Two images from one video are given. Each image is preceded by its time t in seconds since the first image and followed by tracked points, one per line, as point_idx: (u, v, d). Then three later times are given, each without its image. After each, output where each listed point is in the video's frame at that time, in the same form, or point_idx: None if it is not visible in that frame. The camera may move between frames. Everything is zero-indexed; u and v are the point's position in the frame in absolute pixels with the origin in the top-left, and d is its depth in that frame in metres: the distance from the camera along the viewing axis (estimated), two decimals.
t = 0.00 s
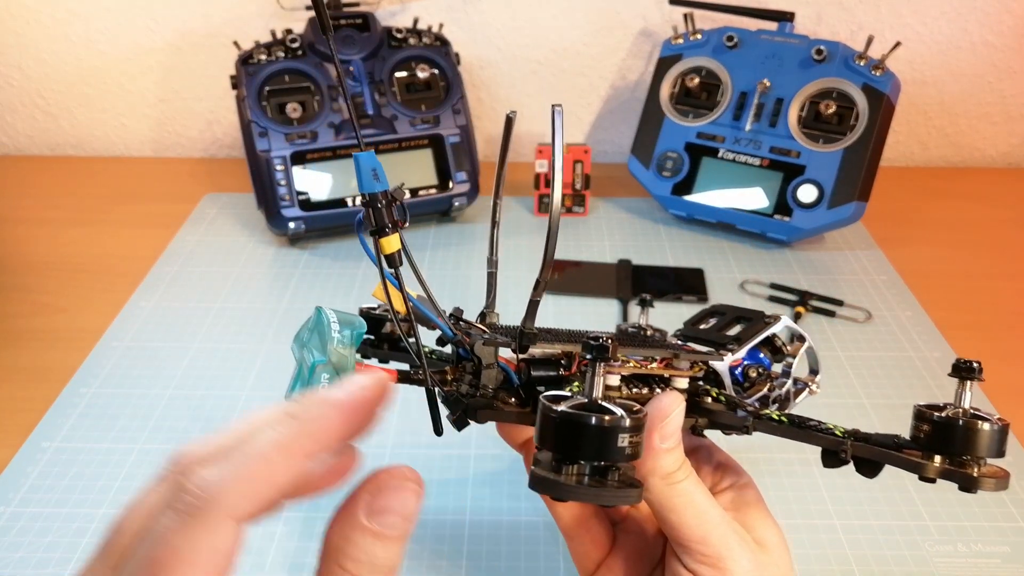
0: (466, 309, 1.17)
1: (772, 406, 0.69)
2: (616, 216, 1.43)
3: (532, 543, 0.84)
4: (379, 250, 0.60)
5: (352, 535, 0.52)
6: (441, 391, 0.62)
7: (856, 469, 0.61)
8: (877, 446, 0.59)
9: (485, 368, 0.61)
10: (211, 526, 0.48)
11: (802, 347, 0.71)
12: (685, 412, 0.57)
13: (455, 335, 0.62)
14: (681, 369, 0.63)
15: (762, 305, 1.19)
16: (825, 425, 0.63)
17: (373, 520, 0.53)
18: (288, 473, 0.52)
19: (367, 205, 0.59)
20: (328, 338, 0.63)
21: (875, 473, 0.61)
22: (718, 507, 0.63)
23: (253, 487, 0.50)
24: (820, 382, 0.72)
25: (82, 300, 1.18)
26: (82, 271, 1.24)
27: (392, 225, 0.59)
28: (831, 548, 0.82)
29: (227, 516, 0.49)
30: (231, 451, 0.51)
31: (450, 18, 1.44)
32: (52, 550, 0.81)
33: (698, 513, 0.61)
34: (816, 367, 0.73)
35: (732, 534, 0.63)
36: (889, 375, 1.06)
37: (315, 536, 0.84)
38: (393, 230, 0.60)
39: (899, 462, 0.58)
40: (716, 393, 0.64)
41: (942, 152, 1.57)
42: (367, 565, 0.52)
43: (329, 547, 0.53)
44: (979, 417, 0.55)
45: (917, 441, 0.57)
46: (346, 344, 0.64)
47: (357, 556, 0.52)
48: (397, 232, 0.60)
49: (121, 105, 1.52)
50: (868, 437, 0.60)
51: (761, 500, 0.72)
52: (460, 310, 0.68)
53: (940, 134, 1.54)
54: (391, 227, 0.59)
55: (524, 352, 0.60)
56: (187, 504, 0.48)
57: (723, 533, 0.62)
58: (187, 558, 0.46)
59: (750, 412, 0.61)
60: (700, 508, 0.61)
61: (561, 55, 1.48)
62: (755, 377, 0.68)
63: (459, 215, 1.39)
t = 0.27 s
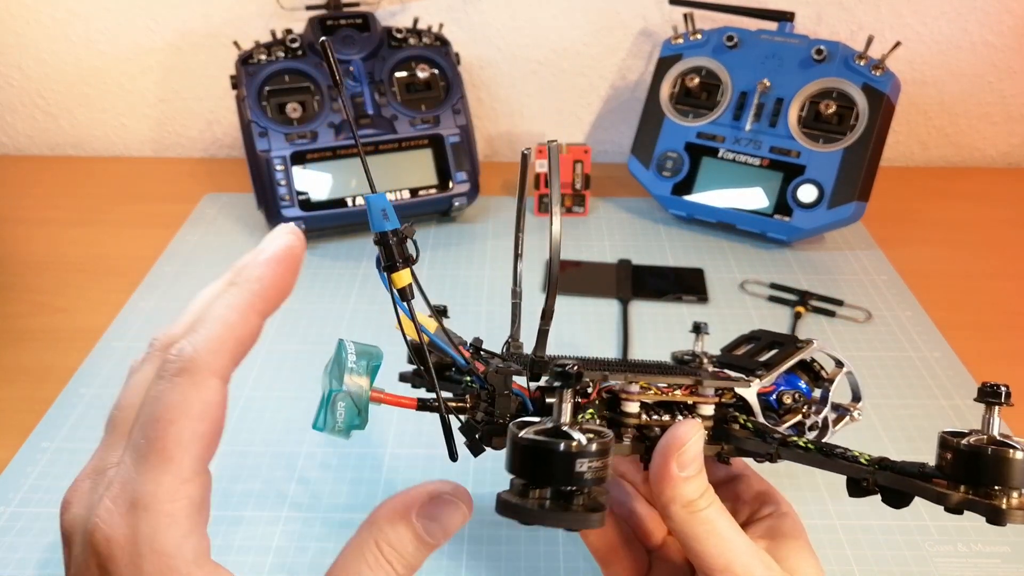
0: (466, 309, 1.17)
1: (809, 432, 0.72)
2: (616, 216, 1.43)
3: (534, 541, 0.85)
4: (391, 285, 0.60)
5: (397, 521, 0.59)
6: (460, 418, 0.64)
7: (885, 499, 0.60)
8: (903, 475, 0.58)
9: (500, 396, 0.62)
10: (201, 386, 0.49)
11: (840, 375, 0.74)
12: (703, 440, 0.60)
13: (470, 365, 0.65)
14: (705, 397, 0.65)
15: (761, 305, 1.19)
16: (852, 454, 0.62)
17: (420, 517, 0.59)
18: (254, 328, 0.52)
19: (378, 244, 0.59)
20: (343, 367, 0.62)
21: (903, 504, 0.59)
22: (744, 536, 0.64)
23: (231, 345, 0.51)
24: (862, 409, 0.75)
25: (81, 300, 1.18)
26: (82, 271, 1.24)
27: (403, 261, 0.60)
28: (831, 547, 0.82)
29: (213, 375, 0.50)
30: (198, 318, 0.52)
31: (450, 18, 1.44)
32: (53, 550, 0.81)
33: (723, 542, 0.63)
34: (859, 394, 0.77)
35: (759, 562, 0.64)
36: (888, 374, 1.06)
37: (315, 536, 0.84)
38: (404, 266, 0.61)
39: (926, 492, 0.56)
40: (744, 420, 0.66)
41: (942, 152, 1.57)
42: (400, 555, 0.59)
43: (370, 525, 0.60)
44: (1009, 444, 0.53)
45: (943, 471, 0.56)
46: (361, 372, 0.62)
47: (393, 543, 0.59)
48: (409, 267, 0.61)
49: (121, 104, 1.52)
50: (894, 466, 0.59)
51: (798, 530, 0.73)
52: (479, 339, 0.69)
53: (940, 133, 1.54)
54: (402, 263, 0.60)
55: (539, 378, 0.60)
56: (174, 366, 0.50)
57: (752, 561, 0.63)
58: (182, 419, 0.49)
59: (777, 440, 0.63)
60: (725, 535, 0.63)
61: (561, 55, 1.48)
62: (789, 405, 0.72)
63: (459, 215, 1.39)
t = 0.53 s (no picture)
0: (465, 309, 1.17)
1: (817, 429, 0.71)
2: (616, 216, 1.43)
3: (533, 542, 0.85)
4: (383, 303, 0.61)
5: (456, 557, 0.59)
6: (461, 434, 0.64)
7: (892, 494, 0.59)
8: (909, 470, 0.57)
9: (497, 411, 0.62)
10: (281, 397, 0.56)
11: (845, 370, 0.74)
12: (703, 447, 0.60)
13: (465, 379, 0.65)
14: (707, 400, 0.65)
15: (761, 306, 1.19)
16: (855, 450, 0.61)
17: (478, 558, 0.59)
18: (330, 347, 0.59)
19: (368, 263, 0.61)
20: (337, 389, 0.63)
21: (910, 499, 0.58)
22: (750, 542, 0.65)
23: (309, 363, 0.58)
24: (873, 404, 0.76)
25: (81, 300, 1.18)
26: (82, 270, 1.24)
27: (394, 279, 0.61)
28: (830, 547, 0.82)
29: (293, 389, 0.56)
30: (280, 340, 0.59)
31: (450, 17, 1.44)
32: (52, 550, 0.81)
33: (727, 549, 0.63)
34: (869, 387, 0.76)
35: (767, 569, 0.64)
36: (888, 374, 1.06)
37: (314, 537, 0.84)
38: (396, 284, 0.62)
39: (931, 487, 0.55)
40: (749, 422, 0.66)
41: (942, 152, 1.57)
42: None
43: (429, 560, 0.60)
44: (1014, 433, 0.52)
45: (948, 464, 0.55)
46: (356, 395, 0.63)
47: None
48: (400, 285, 0.61)
49: (121, 105, 1.52)
50: (899, 460, 0.58)
51: (809, 534, 0.73)
52: (477, 355, 0.69)
53: (940, 134, 1.54)
54: (392, 281, 0.61)
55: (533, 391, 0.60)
56: (259, 379, 0.56)
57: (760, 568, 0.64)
58: (260, 425, 0.54)
59: (781, 440, 0.63)
60: (728, 542, 0.63)
61: (561, 55, 1.48)
62: (797, 403, 0.71)
63: (459, 215, 1.39)
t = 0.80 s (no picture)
0: (465, 309, 1.17)
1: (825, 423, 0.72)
2: (616, 216, 1.43)
3: (536, 541, 0.85)
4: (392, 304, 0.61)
5: (457, 553, 0.59)
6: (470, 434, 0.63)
7: (900, 481, 0.60)
8: (917, 454, 0.58)
9: (506, 411, 0.62)
10: (295, 399, 0.56)
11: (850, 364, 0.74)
12: (712, 443, 0.60)
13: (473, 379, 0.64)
14: (714, 396, 0.65)
15: (761, 306, 1.19)
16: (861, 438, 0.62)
17: (479, 552, 0.59)
18: (341, 350, 0.59)
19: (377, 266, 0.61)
20: (346, 391, 0.63)
21: (919, 485, 0.59)
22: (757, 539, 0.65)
23: (323, 365, 0.57)
24: (879, 397, 0.76)
25: (81, 300, 1.18)
26: (82, 270, 1.24)
27: (400, 280, 0.61)
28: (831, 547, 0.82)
29: (307, 390, 0.56)
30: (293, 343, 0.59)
31: (450, 17, 1.44)
32: (51, 551, 0.81)
33: (734, 544, 0.63)
34: (876, 380, 0.77)
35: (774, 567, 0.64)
36: (888, 375, 1.06)
37: (314, 537, 0.84)
38: (403, 285, 0.62)
39: (940, 467, 0.56)
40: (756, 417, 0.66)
41: (942, 152, 1.57)
42: None
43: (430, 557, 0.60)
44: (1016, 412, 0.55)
45: (956, 445, 0.57)
46: (366, 397, 0.63)
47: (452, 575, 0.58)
48: (407, 286, 0.61)
49: (121, 105, 1.52)
50: (906, 446, 0.59)
51: (818, 533, 0.73)
52: (485, 357, 0.68)
53: (940, 134, 1.54)
54: (399, 281, 0.61)
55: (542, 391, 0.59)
56: (273, 380, 0.56)
57: (767, 565, 0.64)
58: (275, 424, 0.54)
59: (788, 433, 0.62)
60: (736, 538, 0.63)
61: (561, 55, 1.48)
62: (804, 398, 0.71)
63: (459, 214, 1.39)
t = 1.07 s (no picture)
0: (466, 309, 1.17)
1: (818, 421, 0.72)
2: (616, 216, 1.44)
3: (535, 540, 0.85)
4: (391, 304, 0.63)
5: (447, 540, 0.60)
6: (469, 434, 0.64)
7: (898, 474, 0.60)
8: (913, 446, 0.59)
9: (503, 410, 0.64)
10: (295, 399, 0.56)
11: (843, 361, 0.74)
12: (709, 442, 0.60)
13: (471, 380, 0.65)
14: (710, 394, 0.65)
15: (760, 306, 1.20)
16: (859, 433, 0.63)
17: (468, 538, 0.60)
18: (342, 350, 0.59)
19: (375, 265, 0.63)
20: (345, 393, 0.64)
21: (917, 477, 0.59)
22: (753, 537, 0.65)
23: (323, 366, 0.57)
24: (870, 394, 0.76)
25: (83, 300, 1.18)
26: (83, 271, 1.25)
27: (399, 279, 0.63)
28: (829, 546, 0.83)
29: (307, 391, 0.56)
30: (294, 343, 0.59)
31: (450, 18, 1.45)
32: (53, 550, 0.82)
33: (729, 543, 0.63)
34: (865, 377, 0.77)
35: (770, 565, 0.65)
36: (887, 375, 1.07)
37: (315, 536, 0.85)
38: (402, 285, 0.63)
39: (936, 459, 0.57)
40: (751, 415, 0.66)
41: (940, 153, 1.57)
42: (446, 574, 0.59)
43: (421, 546, 0.61)
44: (1011, 401, 0.55)
45: (952, 437, 0.57)
46: (363, 398, 0.64)
47: (444, 564, 0.59)
48: (406, 285, 0.63)
49: (122, 105, 1.53)
50: (902, 440, 0.60)
51: (812, 531, 0.74)
52: (481, 358, 0.69)
53: (939, 134, 1.55)
54: (399, 280, 0.63)
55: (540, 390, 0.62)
56: (274, 379, 0.56)
57: (762, 564, 0.64)
58: (273, 423, 0.54)
59: (784, 430, 0.63)
60: (731, 537, 0.63)
61: (561, 56, 1.48)
62: (796, 397, 0.71)
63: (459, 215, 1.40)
